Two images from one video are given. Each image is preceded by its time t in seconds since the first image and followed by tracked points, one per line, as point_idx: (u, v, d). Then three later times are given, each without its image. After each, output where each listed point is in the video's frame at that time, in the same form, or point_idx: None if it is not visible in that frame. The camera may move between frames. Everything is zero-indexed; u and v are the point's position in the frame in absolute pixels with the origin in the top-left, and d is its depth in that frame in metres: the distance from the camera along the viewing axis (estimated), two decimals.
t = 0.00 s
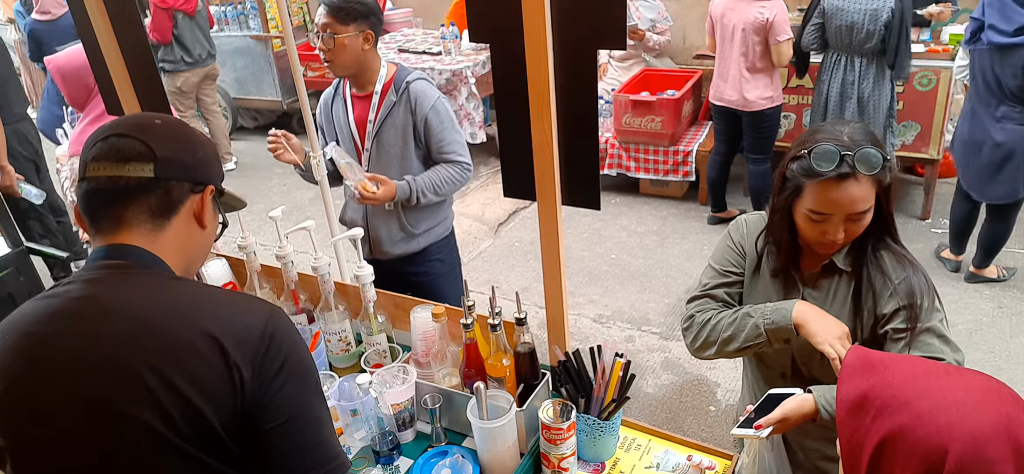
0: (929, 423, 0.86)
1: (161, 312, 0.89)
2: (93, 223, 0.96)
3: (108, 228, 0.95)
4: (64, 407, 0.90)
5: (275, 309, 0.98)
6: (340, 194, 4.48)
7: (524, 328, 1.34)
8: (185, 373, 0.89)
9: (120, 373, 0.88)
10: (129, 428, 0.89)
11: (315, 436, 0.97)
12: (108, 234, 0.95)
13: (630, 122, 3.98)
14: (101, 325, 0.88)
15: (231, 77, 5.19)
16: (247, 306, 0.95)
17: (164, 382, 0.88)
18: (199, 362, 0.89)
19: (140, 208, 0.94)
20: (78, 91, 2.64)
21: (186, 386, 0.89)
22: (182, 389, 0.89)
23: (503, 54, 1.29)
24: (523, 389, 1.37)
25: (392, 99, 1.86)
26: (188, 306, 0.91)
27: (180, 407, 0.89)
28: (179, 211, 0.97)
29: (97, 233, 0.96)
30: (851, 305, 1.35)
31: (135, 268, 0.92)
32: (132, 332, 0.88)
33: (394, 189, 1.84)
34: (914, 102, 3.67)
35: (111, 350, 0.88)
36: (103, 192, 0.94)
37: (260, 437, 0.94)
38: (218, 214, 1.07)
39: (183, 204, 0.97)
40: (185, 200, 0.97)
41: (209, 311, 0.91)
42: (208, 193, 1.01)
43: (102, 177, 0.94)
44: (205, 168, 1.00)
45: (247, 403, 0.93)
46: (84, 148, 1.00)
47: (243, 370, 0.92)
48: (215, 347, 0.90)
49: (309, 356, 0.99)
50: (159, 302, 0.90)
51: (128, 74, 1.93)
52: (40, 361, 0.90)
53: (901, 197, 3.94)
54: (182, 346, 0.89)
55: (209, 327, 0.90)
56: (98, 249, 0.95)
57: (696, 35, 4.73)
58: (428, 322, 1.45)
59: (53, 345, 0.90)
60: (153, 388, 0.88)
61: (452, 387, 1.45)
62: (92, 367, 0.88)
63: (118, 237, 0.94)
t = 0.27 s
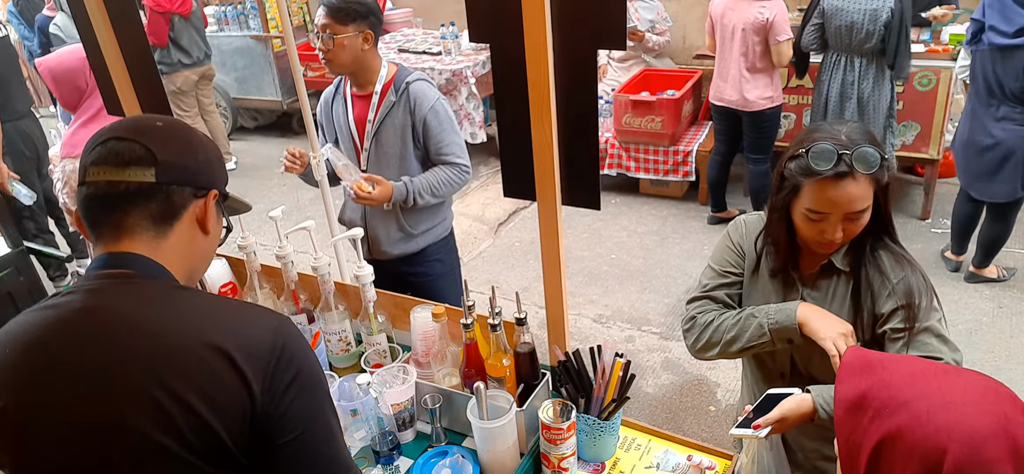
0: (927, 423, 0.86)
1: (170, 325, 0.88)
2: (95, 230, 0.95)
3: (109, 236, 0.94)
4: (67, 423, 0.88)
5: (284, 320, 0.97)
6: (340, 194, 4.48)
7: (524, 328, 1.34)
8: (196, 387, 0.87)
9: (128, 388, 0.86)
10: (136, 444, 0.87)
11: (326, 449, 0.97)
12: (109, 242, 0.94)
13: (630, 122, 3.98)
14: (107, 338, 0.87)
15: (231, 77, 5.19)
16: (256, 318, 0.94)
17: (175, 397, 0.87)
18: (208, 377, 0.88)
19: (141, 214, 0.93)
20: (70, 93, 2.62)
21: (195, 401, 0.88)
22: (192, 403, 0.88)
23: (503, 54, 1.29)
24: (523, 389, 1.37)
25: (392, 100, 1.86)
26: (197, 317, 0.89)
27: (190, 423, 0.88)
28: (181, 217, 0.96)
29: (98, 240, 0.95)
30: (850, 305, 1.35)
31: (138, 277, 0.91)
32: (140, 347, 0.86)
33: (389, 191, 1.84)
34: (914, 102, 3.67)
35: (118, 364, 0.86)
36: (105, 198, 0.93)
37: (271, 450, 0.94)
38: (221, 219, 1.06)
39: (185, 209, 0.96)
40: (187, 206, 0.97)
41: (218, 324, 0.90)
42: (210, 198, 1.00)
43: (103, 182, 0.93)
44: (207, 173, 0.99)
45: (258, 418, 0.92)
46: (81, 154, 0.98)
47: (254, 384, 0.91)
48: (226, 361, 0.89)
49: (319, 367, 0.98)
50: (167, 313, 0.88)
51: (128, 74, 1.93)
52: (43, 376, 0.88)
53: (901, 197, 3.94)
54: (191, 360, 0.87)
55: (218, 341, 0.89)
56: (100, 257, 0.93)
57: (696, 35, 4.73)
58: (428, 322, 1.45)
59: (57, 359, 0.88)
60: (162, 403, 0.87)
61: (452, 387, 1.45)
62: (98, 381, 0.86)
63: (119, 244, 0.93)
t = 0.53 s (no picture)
0: (925, 424, 0.86)
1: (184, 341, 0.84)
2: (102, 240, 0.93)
3: (116, 246, 0.92)
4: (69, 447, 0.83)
5: (297, 333, 0.95)
6: (340, 194, 4.48)
7: (524, 328, 1.34)
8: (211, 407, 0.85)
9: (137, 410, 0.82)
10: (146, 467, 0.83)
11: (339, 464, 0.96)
12: (116, 253, 0.92)
13: (630, 122, 3.98)
14: (116, 357, 0.82)
15: (231, 77, 5.19)
16: (271, 333, 0.91)
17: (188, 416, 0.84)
18: (223, 396, 0.85)
19: (149, 223, 0.92)
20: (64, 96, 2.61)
21: (209, 421, 0.85)
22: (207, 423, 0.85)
23: (503, 54, 1.29)
24: (523, 389, 1.37)
25: (392, 99, 1.86)
26: (211, 332, 0.87)
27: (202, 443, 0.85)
28: (190, 225, 0.94)
29: (105, 251, 0.93)
30: (848, 305, 1.35)
31: (148, 288, 0.89)
32: (151, 364, 0.83)
33: (389, 189, 1.84)
34: (914, 103, 3.67)
35: (127, 383, 0.82)
36: (115, 205, 0.91)
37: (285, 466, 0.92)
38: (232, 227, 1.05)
39: (193, 217, 0.95)
40: (195, 213, 0.95)
41: (234, 340, 0.87)
42: (219, 205, 0.98)
43: (111, 188, 0.91)
44: (217, 180, 0.97)
45: (272, 436, 0.90)
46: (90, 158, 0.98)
47: (270, 402, 0.89)
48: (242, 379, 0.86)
49: (332, 381, 0.97)
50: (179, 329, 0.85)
51: (128, 75, 1.93)
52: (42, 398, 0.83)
53: (901, 197, 3.94)
54: (206, 379, 0.84)
55: (234, 358, 0.86)
56: (105, 268, 0.91)
57: (695, 35, 4.73)
58: (428, 322, 1.45)
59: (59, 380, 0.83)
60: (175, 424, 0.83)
61: (452, 387, 1.44)
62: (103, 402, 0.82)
63: (125, 255, 0.91)
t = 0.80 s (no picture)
0: (922, 423, 0.86)
1: (204, 359, 0.83)
2: (114, 252, 0.92)
3: (128, 257, 0.91)
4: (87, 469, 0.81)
5: (317, 347, 0.94)
6: (340, 194, 4.48)
7: (524, 328, 1.34)
8: (233, 425, 0.84)
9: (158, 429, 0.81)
10: None
11: None
12: (128, 265, 0.91)
13: (630, 122, 3.98)
14: (135, 376, 0.81)
15: (231, 77, 5.19)
16: (293, 349, 0.90)
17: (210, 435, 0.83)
18: (245, 412, 0.84)
19: (162, 235, 0.91)
20: (62, 97, 2.58)
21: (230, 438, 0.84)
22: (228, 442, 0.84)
23: (503, 54, 1.29)
24: (523, 389, 1.37)
25: (392, 99, 1.86)
26: (231, 349, 0.85)
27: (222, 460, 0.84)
28: (201, 236, 0.93)
29: (115, 262, 0.92)
30: (847, 305, 1.35)
31: (164, 303, 0.88)
32: (173, 379, 0.82)
33: (390, 188, 1.84)
34: (914, 102, 3.67)
35: (148, 403, 0.81)
36: (126, 216, 0.90)
37: None
38: (244, 234, 1.04)
39: (205, 228, 0.94)
40: (207, 223, 0.94)
41: (254, 357, 0.86)
42: (231, 214, 0.97)
43: (121, 198, 0.90)
44: (230, 188, 0.96)
45: (294, 452, 0.90)
46: (97, 164, 0.96)
47: (292, 419, 0.88)
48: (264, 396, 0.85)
49: (354, 398, 0.96)
50: (199, 346, 0.84)
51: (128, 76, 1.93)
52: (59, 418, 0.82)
53: (901, 197, 3.94)
54: (228, 397, 0.83)
55: (256, 374, 0.85)
56: (117, 281, 0.90)
57: (695, 35, 4.73)
58: (428, 322, 1.45)
59: (77, 400, 0.81)
60: (196, 444, 0.82)
61: (452, 387, 1.44)
62: (124, 422, 0.81)
63: (138, 267, 0.90)
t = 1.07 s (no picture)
0: (921, 423, 0.86)
1: (219, 366, 0.83)
2: (120, 257, 0.92)
3: (133, 263, 0.91)
4: None
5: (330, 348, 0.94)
6: (340, 193, 4.48)
7: (524, 328, 1.34)
8: (252, 430, 0.83)
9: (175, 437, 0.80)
10: None
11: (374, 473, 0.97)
12: (134, 270, 0.90)
13: (630, 122, 3.98)
14: (150, 384, 0.81)
15: (231, 77, 5.18)
16: (309, 348, 0.91)
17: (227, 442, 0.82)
18: (267, 413, 0.84)
19: (168, 240, 0.91)
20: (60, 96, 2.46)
21: (252, 439, 0.84)
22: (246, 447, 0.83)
23: (504, 55, 1.29)
24: (523, 389, 1.37)
25: (392, 99, 1.86)
26: (246, 354, 0.85)
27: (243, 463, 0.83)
28: (207, 240, 0.94)
29: (120, 268, 0.92)
30: (846, 306, 1.35)
31: (173, 308, 0.88)
32: (194, 382, 0.81)
33: (390, 188, 1.84)
34: (914, 102, 3.67)
35: (164, 411, 0.80)
36: (133, 221, 0.89)
37: None
38: (248, 238, 1.04)
39: (211, 232, 0.94)
40: (213, 226, 0.94)
41: (269, 361, 0.86)
42: (236, 217, 0.97)
43: (126, 202, 0.89)
44: (235, 191, 0.96)
45: (312, 452, 0.90)
46: (98, 168, 0.96)
47: (310, 421, 0.88)
48: (281, 400, 0.85)
49: (366, 396, 0.97)
50: (213, 352, 0.84)
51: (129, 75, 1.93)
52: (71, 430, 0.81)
53: (901, 197, 3.94)
54: (246, 402, 0.83)
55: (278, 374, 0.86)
56: (122, 287, 0.89)
57: (695, 35, 4.73)
58: (428, 322, 1.45)
59: (90, 410, 0.80)
60: (216, 450, 0.82)
61: (452, 387, 1.44)
62: (139, 431, 0.80)
63: (144, 272, 0.90)
